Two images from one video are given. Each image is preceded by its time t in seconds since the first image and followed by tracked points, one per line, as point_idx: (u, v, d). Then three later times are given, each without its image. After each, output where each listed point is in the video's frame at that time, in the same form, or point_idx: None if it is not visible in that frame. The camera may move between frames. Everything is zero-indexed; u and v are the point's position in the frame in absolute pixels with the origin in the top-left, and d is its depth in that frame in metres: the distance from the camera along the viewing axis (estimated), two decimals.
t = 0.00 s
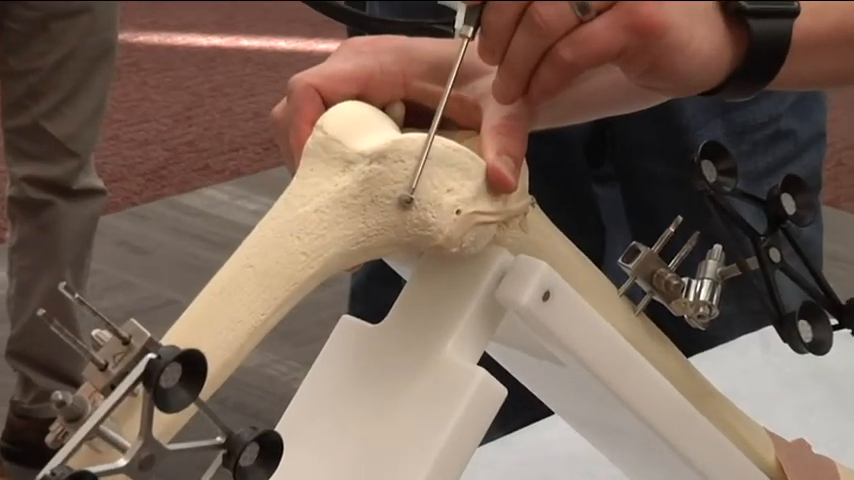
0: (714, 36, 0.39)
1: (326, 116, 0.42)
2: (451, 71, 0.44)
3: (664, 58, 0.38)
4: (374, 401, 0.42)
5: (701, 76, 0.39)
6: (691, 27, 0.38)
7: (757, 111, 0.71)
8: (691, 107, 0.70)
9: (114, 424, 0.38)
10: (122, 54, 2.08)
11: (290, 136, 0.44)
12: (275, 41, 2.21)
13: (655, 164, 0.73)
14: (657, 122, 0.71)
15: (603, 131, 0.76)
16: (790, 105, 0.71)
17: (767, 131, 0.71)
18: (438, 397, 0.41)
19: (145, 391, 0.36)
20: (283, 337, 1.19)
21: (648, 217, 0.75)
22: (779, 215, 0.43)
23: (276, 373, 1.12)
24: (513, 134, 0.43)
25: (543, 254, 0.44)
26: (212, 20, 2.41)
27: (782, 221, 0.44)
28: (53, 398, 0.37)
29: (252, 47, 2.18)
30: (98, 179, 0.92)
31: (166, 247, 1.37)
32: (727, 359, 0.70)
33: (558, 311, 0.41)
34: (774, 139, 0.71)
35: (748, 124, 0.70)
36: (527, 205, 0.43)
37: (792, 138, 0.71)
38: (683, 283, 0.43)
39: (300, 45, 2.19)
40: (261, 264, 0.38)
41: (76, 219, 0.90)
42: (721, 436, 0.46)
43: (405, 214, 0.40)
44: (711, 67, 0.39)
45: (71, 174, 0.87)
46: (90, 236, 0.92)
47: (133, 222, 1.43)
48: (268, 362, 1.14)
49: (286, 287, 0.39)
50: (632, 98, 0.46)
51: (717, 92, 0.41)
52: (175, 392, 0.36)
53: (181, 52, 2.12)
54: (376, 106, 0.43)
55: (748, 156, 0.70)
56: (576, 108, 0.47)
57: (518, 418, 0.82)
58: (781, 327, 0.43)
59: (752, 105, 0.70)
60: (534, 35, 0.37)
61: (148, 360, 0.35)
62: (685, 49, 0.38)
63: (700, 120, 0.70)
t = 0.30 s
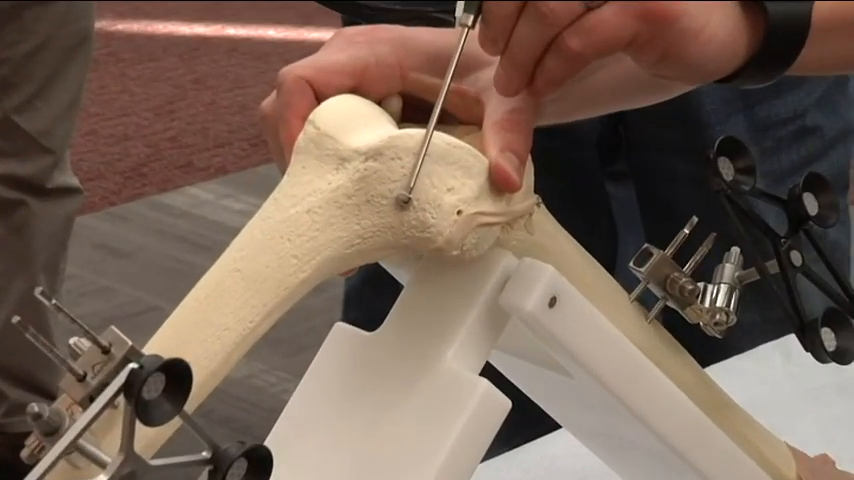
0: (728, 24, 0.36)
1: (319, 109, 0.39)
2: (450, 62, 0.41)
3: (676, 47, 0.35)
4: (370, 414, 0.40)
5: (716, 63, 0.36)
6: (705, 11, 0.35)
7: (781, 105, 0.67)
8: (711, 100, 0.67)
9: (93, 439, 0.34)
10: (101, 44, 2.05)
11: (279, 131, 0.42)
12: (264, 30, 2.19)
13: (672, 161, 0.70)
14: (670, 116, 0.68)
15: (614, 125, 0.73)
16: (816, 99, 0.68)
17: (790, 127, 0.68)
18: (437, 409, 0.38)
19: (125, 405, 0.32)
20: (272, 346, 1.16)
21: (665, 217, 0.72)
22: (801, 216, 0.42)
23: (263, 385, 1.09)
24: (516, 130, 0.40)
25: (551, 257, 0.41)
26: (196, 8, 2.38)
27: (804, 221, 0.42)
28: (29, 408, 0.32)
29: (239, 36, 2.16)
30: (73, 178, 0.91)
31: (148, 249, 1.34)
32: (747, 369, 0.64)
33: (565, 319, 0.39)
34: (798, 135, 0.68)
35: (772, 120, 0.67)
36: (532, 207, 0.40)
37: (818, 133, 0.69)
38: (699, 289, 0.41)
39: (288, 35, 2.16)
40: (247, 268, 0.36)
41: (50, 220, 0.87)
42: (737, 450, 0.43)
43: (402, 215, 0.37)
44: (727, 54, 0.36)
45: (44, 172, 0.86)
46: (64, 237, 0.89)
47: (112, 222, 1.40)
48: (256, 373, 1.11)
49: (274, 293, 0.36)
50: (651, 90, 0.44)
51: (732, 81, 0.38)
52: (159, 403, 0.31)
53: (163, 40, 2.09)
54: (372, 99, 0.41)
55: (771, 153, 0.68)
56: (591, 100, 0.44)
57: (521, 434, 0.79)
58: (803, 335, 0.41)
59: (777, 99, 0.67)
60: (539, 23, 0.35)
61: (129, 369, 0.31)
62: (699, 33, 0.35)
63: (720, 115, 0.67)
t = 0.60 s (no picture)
0: (729, 16, 0.35)
1: (314, 109, 0.37)
2: (448, 61, 0.40)
3: (678, 41, 0.34)
4: (368, 423, 0.38)
5: (719, 56, 0.35)
6: (706, 3, 0.34)
7: (794, 105, 0.67)
8: (720, 99, 0.66)
9: (82, 447, 0.32)
10: (89, 41, 2.03)
11: (274, 131, 0.41)
12: (257, 27, 2.18)
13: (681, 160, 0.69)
14: (679, 115, 0.68)
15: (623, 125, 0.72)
16: (832, 98, 0.68)
17: (804, 127, 0.68)
18: (437, 418, 0.37)
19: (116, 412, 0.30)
20: (267, 353, 1.15)
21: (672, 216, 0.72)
22: (811, 217, 0.41)
23: (258, 392, 1.08)
24: (517, 129, 0.39)
25: (554, 260, 0.40)
26: (188, 4, 2.37)
27: (815, 223, 0.41)
28: (17, 415, 0.30)
29: (231, 32, 2.15)
30: (61, 180, 0.90)
31: (138, 252, 1.33)
32: (753, 374, 0.63)
33: (568, 324, 0.37)
34: (812, 135, 0.68)
35: (784, 120, 0.67)
36: (533, 209, 0.39)
37: (833, 134, 0.68)
38: (704, 295, 0.40)
39: (282, 31, 2.15)
40: (240, 272, 0.35)
41: (38, 223, 0.86)
42: (746, 459, 0.42)
43: (400, 217, 0.36)
44: (729, 47, 0.35)
45: (31, 173, 0.85)
46: (52, 241, 0.88)
47: (101, 225, 1.39)
48: (249, 380, 1.10)
49: (268, 299, 0.35)
50: (660, 87, 0.43)
51: (733, 73, 0.37)
52: (151, 412, 0.30)
53: (153, 37, 2.08)
54: (371, 98, 0.40)
55: (784, 154, 0.68)
56: (598, 98, 0.43)
57: (524, 442, 0.78)
58: (813, 339, 0.40)
59: (789, 99, 0.67)
60: (538, 19, 0.33)
61: (120, 374, 0.30)
62: (700, 26, 0.34)
63: (730, 115, 0.67)
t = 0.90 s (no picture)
0: (728, 16, 0.35)
1: (314, 111, 0.37)
2: (448, 61, 0.40)
3: (678, 42, 0.34)
4: (368, 425, 0.38)
5: (719, 56, 0.35)
6: (705, 3, 0.34)
7: (798, 108, 0.69)
8: (722, 99, 0.67)
9: (81, 449, 0.32)
10: (89, 42, 2.03)
11: (275, 132, 0.41)
12: (257, 28, 2.18)
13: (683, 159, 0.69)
14: (683, 114, 0.68)
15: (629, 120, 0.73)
16: (836, 102, 0.69)
17: (808, 130, 0.69)
18: (437, 419, 0.37)
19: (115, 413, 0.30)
20: (267, 354, 1.15)
21: (673, 216, 0.72)
22: (811, 219, 0.41)
23: (258, 394, 1.08)
24: (518, 130, 0.39)
25: (555, 261, 0.40)
26: (188, 4, 2.37)
27: (815, 224, 0.41)
28: (16, 416, 0.30)
29: (231, 33, 2.15)
30: (60, 181, 0.90)
31: (138, 253, 1.33)
32: (755, 375, 0.63)
33: (569, 326, 0.37)
34: (816, 138, 0.69)
35: (787, 123, 0.68)
36: (533, 210, 0.39)
37: (839, 138, 0.69)
38: (703, 297, 0.40)
39: (282, 32, 2.15)
40: (240, 274, 0.35)
41: (37, 224, 0.86)
42: (746, 460, 0.42)
43: (400, 219, 0.36)
44: (729, 46, 0.35)
45: (31, 173, 0.85)
46: (52, 242, 0.88)
47: (101, 226, 1.39)
48: (250, 381, 1.10)
49: (268, 301, 0.35)
50: (661, 89, 0.43)
51: (734, 73, 0.37)
52: (151, 412, 0.30)
53: (153, 38, 2.08)
54: (370, 99, 0.40)
55: (787, 156, 0.69)
56: (599, 99, 0.43)
57: (525, 441, 0.78)
58: (813, 341, 0.40)
59: (794, 102, 0.69)
60: (537, 19, 0.33)
61: (119, 376, 0.30)
62: (700, 25, 0.34)
63: (732, 115, 0.68)
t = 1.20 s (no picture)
0: (726, 15, 0.35)
1: (313, 112, 0.37)
2: (447, 62, 0.40)
3: (675, 41, 0.34)
4: (369, 425, 0.38)
5: (716, 55, 0.35)
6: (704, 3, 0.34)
7: (801, 110, 0.69)
8: (723, 99, 0.68)
9: (81, 449, 0.32)
10: (89, 42, 2.03)
11: (274, 133, 0.41)
12: (256, 28, 2.18)
13: (684, 159, 0.69)
14: (684, 113, 0.69)
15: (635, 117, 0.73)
16: (841, 104, 0.69)
17: (811, 132, 0.69)
18: (437, 419, 0.37)
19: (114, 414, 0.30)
20: (266, 355, 1.15)
21: (674, 217, 0.72)
22: (811, 219, 0.41)
23: (258, 394, 1.08)
24: (517, 131, 0.39)
25: (554, 262, 0.40)
26: (188, 4, 2.37)
27: (814, 226, 0.41)
28: (15, 416, 0.30)
29: (231, 34, 2.15)
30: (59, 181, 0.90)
31: (137, 253, 1.33)
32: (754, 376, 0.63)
33: (569, 326, 0.37)
34: (819, 141, 0.69)
35: (790, 124, 0.69)
36: (533, 210, 0.39)
37: (845, 141, 0.69)
38: (702, 296, 0.40)
39: (282, 32, 2.15)
40: (241, 274, 0.35)
41: (36, 224, 0.86)
42: (746, 461, 0.42)
43: (401, 219, 0.36)
44: (726, 44, 0.35)
45: (30, 173, 0.85)
46: (51, 242, 0.88)
47: (100, 226, 1.39)
48: (249, 382, 1.10)
49: (268, 302, 0.35)
50: (661, 89, 0.43)
51: (730, 71, 0.37)
52: (150, 413, 0.30)
53: (153, 39, 2.08)
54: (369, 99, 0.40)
55: (789, 158, 0.69)
56: (599, 100, 0.43)
57: (525, 440, 0.78)
58: (812, 341, 0.40)
59: (796, 103, 0.69)
60: (535, 19, 0.33)
61: (118, 377, 0.30)
62: (697, 24, 0.34)
63: (733, 115, 0.68)
